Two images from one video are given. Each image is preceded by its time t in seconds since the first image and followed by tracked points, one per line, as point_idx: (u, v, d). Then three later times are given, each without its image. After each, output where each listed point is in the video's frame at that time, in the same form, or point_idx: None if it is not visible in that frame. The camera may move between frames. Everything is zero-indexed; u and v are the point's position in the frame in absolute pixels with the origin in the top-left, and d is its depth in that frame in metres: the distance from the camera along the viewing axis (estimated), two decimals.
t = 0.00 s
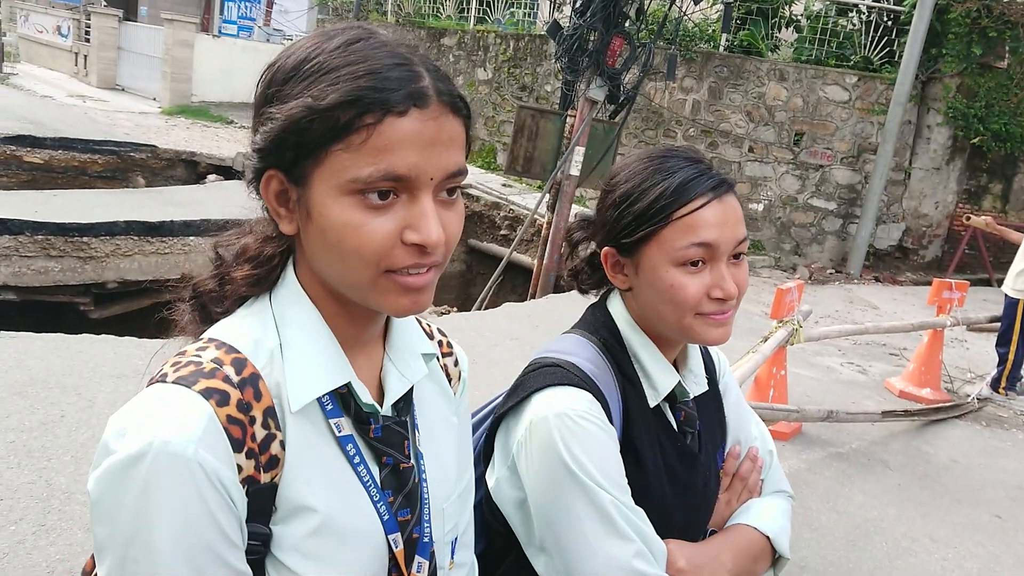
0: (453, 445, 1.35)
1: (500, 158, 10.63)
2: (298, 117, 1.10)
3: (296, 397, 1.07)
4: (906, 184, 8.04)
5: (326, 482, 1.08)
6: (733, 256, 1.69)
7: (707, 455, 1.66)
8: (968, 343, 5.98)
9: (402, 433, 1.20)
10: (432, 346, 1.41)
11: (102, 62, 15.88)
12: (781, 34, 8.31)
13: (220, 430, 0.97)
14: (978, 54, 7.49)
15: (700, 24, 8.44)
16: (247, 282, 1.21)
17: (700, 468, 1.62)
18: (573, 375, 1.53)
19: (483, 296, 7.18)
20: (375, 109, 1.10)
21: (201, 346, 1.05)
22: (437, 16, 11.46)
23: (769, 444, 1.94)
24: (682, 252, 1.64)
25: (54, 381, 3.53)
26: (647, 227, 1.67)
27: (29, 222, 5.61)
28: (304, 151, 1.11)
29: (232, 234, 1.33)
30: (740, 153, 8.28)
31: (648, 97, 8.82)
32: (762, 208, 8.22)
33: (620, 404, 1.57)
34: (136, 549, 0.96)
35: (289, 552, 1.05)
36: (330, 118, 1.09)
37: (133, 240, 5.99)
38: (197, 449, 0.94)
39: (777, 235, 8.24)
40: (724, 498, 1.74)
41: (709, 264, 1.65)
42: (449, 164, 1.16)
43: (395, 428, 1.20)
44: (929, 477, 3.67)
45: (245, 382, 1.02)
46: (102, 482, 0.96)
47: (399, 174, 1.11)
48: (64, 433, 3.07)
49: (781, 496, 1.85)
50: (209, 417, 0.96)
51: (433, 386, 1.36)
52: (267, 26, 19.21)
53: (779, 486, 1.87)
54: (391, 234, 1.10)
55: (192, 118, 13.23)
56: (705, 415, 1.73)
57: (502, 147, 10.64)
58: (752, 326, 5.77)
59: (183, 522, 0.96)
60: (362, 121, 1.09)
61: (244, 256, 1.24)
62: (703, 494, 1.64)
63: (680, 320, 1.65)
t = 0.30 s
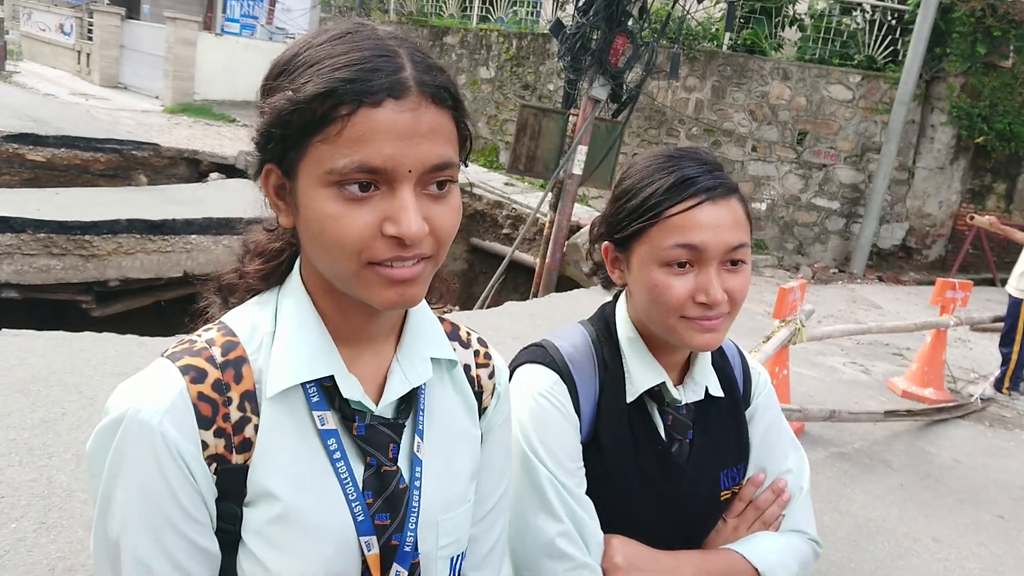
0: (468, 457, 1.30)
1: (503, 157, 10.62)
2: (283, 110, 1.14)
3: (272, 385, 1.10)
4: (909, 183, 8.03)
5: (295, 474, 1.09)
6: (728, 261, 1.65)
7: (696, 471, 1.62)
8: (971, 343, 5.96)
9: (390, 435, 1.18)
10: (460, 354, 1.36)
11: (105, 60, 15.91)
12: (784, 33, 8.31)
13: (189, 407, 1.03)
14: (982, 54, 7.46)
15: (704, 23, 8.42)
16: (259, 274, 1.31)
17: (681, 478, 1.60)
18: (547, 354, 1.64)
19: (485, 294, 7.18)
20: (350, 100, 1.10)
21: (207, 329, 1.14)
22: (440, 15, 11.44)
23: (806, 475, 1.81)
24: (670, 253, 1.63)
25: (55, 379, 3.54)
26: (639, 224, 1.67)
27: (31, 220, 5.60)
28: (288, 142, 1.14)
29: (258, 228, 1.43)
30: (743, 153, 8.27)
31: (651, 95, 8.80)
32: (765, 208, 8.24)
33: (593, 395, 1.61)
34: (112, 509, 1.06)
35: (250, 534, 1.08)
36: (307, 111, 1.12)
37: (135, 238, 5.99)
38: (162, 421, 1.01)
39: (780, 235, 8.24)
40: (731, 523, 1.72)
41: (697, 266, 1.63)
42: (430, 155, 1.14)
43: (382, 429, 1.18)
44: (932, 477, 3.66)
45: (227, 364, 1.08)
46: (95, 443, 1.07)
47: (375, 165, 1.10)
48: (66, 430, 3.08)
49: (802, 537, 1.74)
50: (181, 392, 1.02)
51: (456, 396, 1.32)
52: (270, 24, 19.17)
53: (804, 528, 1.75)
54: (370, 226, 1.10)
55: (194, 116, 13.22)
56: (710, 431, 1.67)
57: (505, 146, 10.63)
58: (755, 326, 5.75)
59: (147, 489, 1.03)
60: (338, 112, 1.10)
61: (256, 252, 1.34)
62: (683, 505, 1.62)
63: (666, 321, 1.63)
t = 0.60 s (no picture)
0: (472, 453, 1.30)
1: (505, 157, 10.63)
2: (309, 108, 1.14)
3: (278, 372, 1.11)
4: (912, 184, 8.04)
5: (299, 460, 1.10)
6: (699, 258, 1.64)
7: (682, 473, 1.61)
8: (973, 344, 5.96)
9: (395, 425, 1.20)
10: (470, 353, 1.37)
11: (108, 59, 15.93)
12: (787, 34, 8.31)
13: (198, 389, 1.05)
14: (985, 55, 7.46)
15: (707, 23, 8.42)
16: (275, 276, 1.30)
17: (664, 476, 1.60)
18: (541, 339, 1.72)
19: (486, 294, 7.18)
20: (379, 94, 1.11)
21: (222, 319, 1.18)
22: (443, 14, 11.46)
23: (816, 496, 1.74)
24: (645, 249, 1.65)
25: (57, 377, 3.55)
26: (629, 219, 1.69)
27: (34, 218, 5.61)
28: (316, 140, 1.14)
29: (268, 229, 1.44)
30: (745, 153, 8.28)
31: (653, 96, 8.79)
32: (768, 208, 8.24)
33: (581, 382, 1.66)
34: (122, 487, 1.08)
35: (257, 519, 1.09)
36: (336, 107, 1.12)
37: (138, 237, 6.01)
38: (173, 402, 1.04)
39: (783, 235, 8.24)
40: (724, 534, 1.70)
41: (664, 264, 1.64)
42: (455, 147, 1.16)
43: (387, 420, 1.19)
44: (933, 477, 3.67)
45: (238, 350, 1.10)
46: (111, 423, 1.10)
47: (406, 158, 1.11)
48: (68, 428, 3.09)
49: (794, 558, 1.69)
50: (191, 375, 1.05)
51: (463, 393, 1.33)
52: (273, 23, 19.17)
53: (801, 549, 1.70)
54: (402, 218, 1.11)
55: (197, 116, 13.24)
56: (705, 435, 1.64)
57: (507, 145, 10.64)
58: (757, 326, 5.76)
59: (154, 470, 1.06)
60: (367, 107, 1.11)
61: (266, 254, 1.35)
62: (665, 504, 1.61)
63: (639, 313, 1.67)
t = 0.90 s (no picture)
0: (464, 437, 1.34)
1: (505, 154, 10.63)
2: (392, 104, 1.10)
3: (281, 373, 1.10)
4: (912, 183, 8.04)
5: (310, 457, 1.10)
6: (695, 256, 1.63)
7: (682, 471, 1.60)
8: (973, 342, 5.96)
9: (397, 416, 1.22)
10: (452, 341, 1.41)
11: (108, 57, 15.94)
12: (787, 32, 8.29)
13: (205, 395, 1.03)
14: (986, 53, 7.45)
15: (707, 21, 8.42)
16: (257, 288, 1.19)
17: (663, 476, 1.60)
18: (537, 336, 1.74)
19: (486, 293, 7.17)
20: (466, 98, 1.14)
21: (213, 324, 1.15)
22: (443, 12, 11.45)
23: (817, 498, 1.73)
24: (643, 244, 1.65)
25: (57, 374, 3.55)
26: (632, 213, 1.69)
27: (34, 216, 5.61)
28: (396, 135, 1.11)
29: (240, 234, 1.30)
30: (745, 151, 8.27)
31: (653, 94, 8.74)
32: (767, 207, 8.21)
33: (581, 378, 1.67)
34: (129, 503, 1.04)
35: (269, 519, 1.08)
36: (425, 105, 1.11)
37: (138, 234, 6.02)
38: (181, 409, 1.01)
39: (783, 233, 8.22)
40: (723, 534, 1.70)
41: (661, 259, 1.64)
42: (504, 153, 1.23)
43: (391, 412, 1.22)
44: (933, 476, 3.67)
45: (238, 353, 1.08)
46: (105, 441, 1.06)
47: (481, 159, 1.16)
48: (68, 426, 3.09)
49: (796, 561, 1.68)
50: (196, 382, 1.02)
51: (449, 378, 1.36)
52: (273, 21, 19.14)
53: (803, 552, 1.69)
54: (470, 216, 1.15)
55: (197, 113, 13.24)
56: (705, 434, 1.63)
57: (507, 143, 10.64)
58: (758, 324, 5.76)
59: (166, 480, 1.03)
60: (456, 109, 1.13)
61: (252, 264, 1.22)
62: (664, 503, 1.61)
63: (636, 308, 1.68)
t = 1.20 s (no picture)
0: (455, 431, 1.34)
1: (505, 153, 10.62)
2: (417, 115, 1.12)
3: (281, 376, 1.10)
4: (912, 182, 8.04)
5: (314, 457, 1.10)
6: (705, 258, 1.63)
7: (694, 470, 1.60)
8: (973, 342, 5.96)
9: (394, 413, 1.22)
10: (434, 331, 1.40)
11: (108, 54, 15.92)
12: (788, 31, 8.31)
13: (213, 402, 1.02)
14: (986, 52, 7.44)
15: (707, 19, 8.42)
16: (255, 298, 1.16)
17: (675, 475, 1.59)
18: (545, 339, 1.72)
19: (486, 292, 7.16)
20: (483, 108, 1.17)
21: (206, 329, 1.13)
22: (443, 11, 11.44)
23: (820, 490, 1.75)
24: (652, 245, 1.64)
25: (57, 372, 3.54)
26: (638, 213, 1.68)
27: (35, 214, 5.60)
28: (416, 144, 1.12)
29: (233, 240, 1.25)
30: (745, 150, 8.27)
31: (654, 92, 8.80)
32: (767, 205, 8.20)
33: (591, 382, 1.65)
34: (137, 516, 1.01)
35: (280, 521, 1.08)
36: (449, 115, 1.14)
37: (138, 232, 6.02)
38: (191, 416, 0.99)
39: (783, 232, 8.22)
40: (732, 530, 1.70)
41: (671, 261, 1.64)
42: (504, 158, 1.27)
43: (387, 409, 1.22)
44: (934, 476, 3.67)
45: (238, 358, 1.07)
46: (107, 453, 1.02)
47: (492, 168, 1.20)
48: (69, 424, 3.09)
49: (804, 553, 1.70)
50: (203, 389, 1.01)
51: (434, 369, 1.36)
52: (273, 18, 19.11)
53: (809, 543, 1.71)
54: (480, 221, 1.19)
55: (197, 111, 13.23)
56: (712, 432, 1.63)
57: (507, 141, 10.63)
58: (758, 323, 5.76)
59: (179, 487, 1.00)
60: (475, 119, 1.16)
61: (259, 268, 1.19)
62: (678, 503, 1.61)
63: (642, 308, 1.67)
